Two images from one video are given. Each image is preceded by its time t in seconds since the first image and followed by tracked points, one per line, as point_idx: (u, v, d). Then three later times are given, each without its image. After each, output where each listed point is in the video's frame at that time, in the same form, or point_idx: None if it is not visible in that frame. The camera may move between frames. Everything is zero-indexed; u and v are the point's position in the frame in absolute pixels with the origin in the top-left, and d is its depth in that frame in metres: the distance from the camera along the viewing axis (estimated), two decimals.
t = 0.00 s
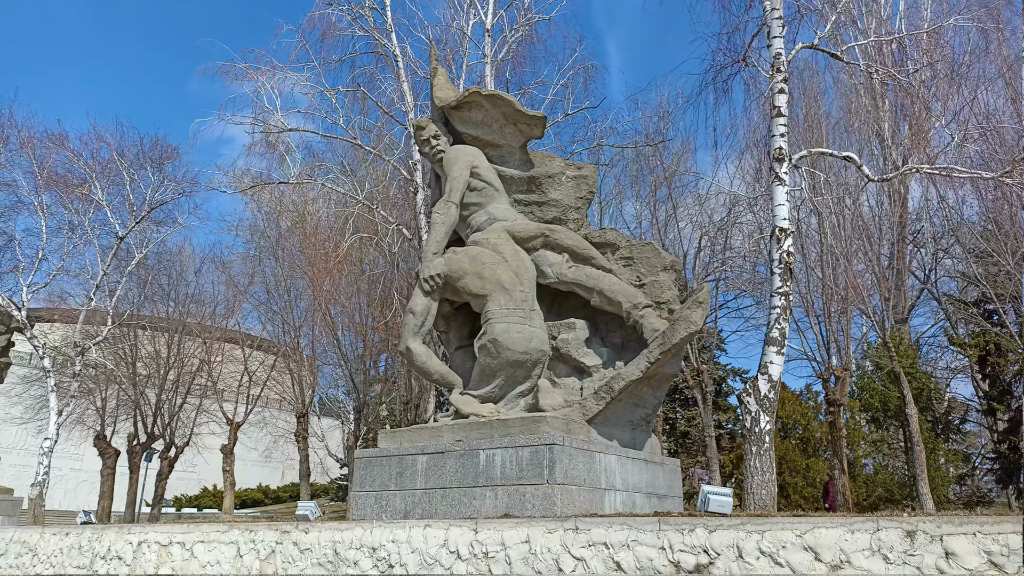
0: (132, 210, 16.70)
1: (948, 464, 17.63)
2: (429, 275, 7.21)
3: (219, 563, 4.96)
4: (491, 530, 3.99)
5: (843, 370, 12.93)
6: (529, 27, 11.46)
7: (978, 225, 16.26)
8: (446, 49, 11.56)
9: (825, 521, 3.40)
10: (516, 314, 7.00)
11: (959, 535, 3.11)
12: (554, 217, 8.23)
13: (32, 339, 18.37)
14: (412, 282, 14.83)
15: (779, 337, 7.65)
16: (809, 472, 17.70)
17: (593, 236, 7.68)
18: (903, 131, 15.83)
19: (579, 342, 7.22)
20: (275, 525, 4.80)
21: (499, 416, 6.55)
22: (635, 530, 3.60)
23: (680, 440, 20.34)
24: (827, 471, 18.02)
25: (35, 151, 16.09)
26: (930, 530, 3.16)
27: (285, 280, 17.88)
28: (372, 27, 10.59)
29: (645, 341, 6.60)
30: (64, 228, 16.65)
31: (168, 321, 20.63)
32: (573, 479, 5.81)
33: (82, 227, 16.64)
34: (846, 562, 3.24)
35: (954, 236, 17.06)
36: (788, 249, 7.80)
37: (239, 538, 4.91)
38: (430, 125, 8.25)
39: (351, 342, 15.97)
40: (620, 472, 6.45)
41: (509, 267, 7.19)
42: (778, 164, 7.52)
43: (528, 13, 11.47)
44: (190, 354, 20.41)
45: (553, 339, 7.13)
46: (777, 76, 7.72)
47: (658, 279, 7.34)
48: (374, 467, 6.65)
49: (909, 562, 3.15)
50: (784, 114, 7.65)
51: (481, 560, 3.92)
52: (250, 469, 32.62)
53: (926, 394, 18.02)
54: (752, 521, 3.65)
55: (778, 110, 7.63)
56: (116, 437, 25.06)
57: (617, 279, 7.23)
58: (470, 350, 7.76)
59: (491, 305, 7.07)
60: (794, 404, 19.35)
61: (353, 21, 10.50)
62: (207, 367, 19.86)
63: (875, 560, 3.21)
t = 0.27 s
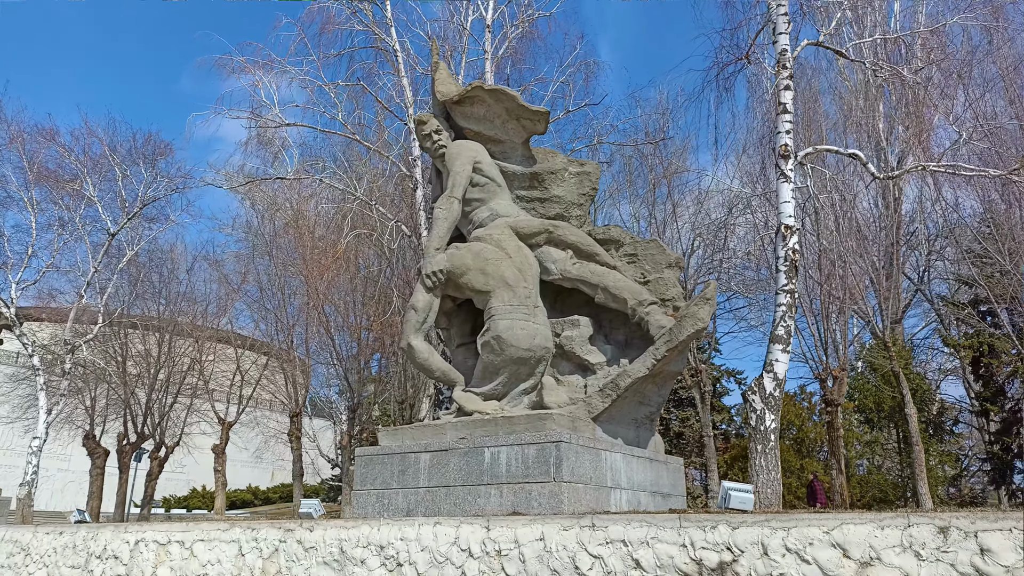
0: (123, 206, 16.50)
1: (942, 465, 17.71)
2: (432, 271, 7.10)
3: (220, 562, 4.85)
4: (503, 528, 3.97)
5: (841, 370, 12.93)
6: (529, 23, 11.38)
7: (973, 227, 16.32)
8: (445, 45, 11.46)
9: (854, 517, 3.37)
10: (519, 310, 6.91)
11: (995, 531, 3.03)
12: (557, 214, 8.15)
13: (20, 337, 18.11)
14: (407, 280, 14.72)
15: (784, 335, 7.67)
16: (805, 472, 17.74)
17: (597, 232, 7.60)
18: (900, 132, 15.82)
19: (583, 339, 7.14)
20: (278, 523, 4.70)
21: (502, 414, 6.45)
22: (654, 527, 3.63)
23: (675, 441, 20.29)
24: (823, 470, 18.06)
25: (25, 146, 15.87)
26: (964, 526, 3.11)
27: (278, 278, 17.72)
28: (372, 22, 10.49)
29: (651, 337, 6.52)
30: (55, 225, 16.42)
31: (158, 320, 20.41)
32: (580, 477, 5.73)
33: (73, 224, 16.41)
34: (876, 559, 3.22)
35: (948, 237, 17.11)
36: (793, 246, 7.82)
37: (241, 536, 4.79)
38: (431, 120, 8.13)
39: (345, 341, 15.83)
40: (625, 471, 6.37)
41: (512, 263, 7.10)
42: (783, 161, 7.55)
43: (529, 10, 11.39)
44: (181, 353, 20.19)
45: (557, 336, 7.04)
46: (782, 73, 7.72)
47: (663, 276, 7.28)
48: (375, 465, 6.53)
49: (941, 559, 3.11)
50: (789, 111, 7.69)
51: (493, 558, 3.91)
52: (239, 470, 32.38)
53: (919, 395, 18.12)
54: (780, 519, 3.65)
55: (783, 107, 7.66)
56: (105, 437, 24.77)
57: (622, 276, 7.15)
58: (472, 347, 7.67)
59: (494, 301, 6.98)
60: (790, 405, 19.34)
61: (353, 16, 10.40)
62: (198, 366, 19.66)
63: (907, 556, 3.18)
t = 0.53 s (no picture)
0: (115, 202, 16.28)
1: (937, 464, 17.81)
2: (434, 268, 6.98)
3: (220, 564, 4.71)
4: (517, 531, 3.95)
5: (841, 371, 12.90)
6: (529, 18, 11.27)
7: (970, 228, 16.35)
8: (445, 40, 11.34)
9: (883, 518, 3.41)
10: (524, 308, 6.80)
11: None
12: (560, 210, 8.04)
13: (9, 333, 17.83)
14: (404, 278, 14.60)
15: (791, 335, 7.64)
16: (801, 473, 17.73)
17: (601, 229, 7.50)
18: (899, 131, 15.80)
19: (588, 337, 7.04)
20: (280, 525, 4.57)
21: (506, 413, 6.33)
22: (676, 530, 3.65)
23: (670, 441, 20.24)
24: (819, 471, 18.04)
25: (15, 140, 15.62)
26: (1001, 530, 3.16)
27: (273, 276, 17.55)
28: (371, 16, 10.36)
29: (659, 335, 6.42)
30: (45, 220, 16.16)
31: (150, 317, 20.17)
32: (587, 477, 5.63)
33: (63, 219, 16.16)
34: (910, 562, 3.26)
35: (945, 238, 17.14)
36: (800, 244, 7.76)
37: (242, 538, 4.66)
38: (433, 114, 7.99)
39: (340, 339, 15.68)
40: (632, 471, 6.28)
41: (516, 260, 6.99)
42: (790, 156, 7.67)
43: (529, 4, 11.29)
44: (173, 351, 19.99)
45: (561, 334, 6.94)
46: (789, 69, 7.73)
47: (669, 273, 7.18)
48: (376, 465, 6.41)
49: (979, 564, 3.17)
50: (796, 107, 7.76)
51: (507, 561, 3.90)
52: (230, 470, 32.14)
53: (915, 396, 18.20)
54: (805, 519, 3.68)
55: (790, 103, 7.76)
56: (95, 436, 24.48)
57: (627, 274, 7.06)
58: (473, 345, 7.55)
59: (498, 298, 6.86)
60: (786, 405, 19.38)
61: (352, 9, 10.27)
62: (191, 364, 19.45)
63: (942, 559, 3.23)
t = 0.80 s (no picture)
0: (108, 197, 16.07)
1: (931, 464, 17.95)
2: (438, 264, 6.88)
3: (223, 565, 4.63)
4: (535, 530, 4.00)
5: (839, 371, 12.90)
6: (530, 14, 11.17)
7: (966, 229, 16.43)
8: (445, 35, 11.24)
9: (917, 518, 3.46)
10: (529, 305, 6.71)
11: None
12: (564, 207, 7.96)
13: None
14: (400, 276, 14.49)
15: (799, 333, 7.69)
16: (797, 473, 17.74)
17: (607, 226, 7.42)
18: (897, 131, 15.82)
19: (594, 335, 6.95)
20: (286, 524, 4.52)
21: (512, 411, 6.24)
22: (701, 530, 3.69)
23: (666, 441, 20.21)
24: (815, 471, 18.04)
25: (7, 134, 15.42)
26: None
27: (267, 274, 17.39)
28: (372, 9, 10.25)
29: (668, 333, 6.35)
30: (37, 216, 15.96)
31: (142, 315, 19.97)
32: (596, 476, 5.54)
33: (56, 214, 15.95)
34: (947, 563, 3.32)
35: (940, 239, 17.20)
36: (808, 242, 7.77)
37: (246, 538, 4.59)
38: (436, 109, 7.88)
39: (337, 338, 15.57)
40: (639, 470, 6.20)
41: (521, 256, 6.90)
42: (797, 153, 7.85)
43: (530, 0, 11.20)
44: (166, 349, 19.81)
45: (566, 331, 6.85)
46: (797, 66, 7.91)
47: (675, 271, 7.11)
48: (379, 463, 6.30)
49: (1017, 564, 3.22)
50: (803, 104, 7.95)
51: (524, 562, 3.95)
52: (220, 469, 31.90)
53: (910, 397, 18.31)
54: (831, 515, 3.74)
55: (797, 100, 7.95)
56: (85, 435, 24.23)
57: (633, 271, 6.98)
58: (476, 343, 7.45)
59: (503, 295, 6.76)
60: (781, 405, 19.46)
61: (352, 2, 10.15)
62: (184, 363, 19.28)
63: (979, 561, 3.29)
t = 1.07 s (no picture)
0: (101, 193, 15.88)
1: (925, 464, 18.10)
2: (443, 260, 6.80)
3: (231, 565, 4.58)
4: (554, 529, 3.97)
5: (837, 371, 12.94)
6: (531, 10, 11.10)
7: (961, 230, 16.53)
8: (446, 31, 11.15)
9: (955, 517, 3.42)
10: (535, 302, 6.64)
11: None
12: (568, 204, 7.90)
13: None
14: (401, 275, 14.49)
15: (807, 332, 7.71)
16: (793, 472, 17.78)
17: (612, 223, 7.37)
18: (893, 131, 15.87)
19: (600, 333, 6.89)
20: (296, 523, 4.50)
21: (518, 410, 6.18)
22: (728, 529, 3.66)
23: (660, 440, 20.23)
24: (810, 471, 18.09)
25: None
26: None
27: (261, 272, 17.25)
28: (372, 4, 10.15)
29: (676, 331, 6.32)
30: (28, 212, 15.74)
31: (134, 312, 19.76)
32: (605, 475, 5.48)
33: (48, 210, 15.74)
34: (986, 563, 3.27)
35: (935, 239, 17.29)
36: (814, 240, 7.82)
37: (255, 537, 4.55)
38: (440, 104, 7.79)
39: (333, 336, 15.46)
40: (647, 469, 6.14)
41: (527, 253, 6.83)
42: (805, 152, 7.89)
43: None
44: (158, 348, 19.61)
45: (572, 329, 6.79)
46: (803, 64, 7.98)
47: (681, 268, 7.07)
48: (384, 462, 6.22)
49: None
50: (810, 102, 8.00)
51: (545, 562, 3.90)
52: (209, 469, 31.65)
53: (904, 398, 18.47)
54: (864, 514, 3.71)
55: (803, 98, 7.99)
56: (75, 434, 23.97)
57: (640, 268, 6.93)
58: (480, 341, 7.38)
59: (509, 292, 6.69)
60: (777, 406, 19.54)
61: None
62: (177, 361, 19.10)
63: (1019, 560, 3.23)
